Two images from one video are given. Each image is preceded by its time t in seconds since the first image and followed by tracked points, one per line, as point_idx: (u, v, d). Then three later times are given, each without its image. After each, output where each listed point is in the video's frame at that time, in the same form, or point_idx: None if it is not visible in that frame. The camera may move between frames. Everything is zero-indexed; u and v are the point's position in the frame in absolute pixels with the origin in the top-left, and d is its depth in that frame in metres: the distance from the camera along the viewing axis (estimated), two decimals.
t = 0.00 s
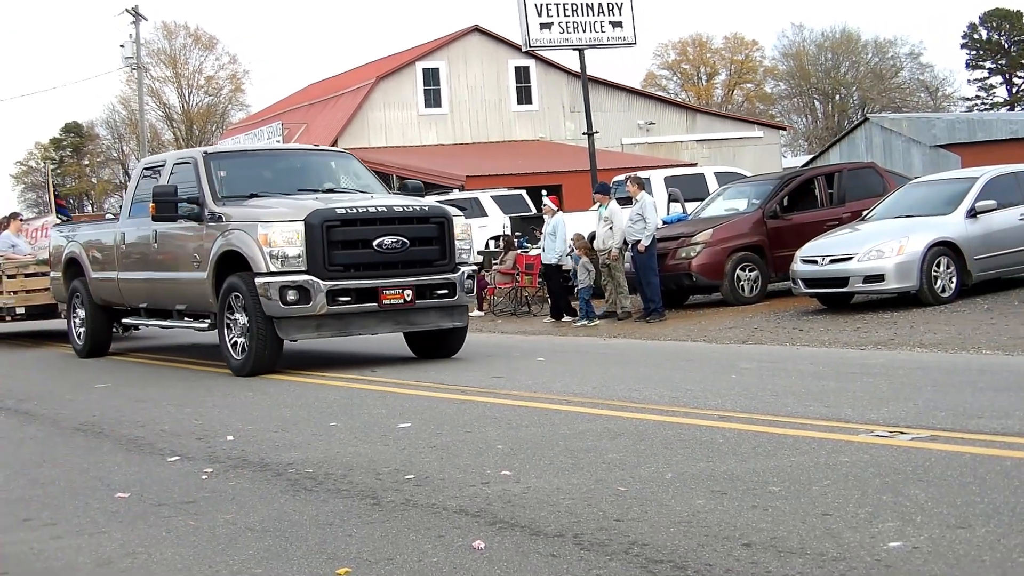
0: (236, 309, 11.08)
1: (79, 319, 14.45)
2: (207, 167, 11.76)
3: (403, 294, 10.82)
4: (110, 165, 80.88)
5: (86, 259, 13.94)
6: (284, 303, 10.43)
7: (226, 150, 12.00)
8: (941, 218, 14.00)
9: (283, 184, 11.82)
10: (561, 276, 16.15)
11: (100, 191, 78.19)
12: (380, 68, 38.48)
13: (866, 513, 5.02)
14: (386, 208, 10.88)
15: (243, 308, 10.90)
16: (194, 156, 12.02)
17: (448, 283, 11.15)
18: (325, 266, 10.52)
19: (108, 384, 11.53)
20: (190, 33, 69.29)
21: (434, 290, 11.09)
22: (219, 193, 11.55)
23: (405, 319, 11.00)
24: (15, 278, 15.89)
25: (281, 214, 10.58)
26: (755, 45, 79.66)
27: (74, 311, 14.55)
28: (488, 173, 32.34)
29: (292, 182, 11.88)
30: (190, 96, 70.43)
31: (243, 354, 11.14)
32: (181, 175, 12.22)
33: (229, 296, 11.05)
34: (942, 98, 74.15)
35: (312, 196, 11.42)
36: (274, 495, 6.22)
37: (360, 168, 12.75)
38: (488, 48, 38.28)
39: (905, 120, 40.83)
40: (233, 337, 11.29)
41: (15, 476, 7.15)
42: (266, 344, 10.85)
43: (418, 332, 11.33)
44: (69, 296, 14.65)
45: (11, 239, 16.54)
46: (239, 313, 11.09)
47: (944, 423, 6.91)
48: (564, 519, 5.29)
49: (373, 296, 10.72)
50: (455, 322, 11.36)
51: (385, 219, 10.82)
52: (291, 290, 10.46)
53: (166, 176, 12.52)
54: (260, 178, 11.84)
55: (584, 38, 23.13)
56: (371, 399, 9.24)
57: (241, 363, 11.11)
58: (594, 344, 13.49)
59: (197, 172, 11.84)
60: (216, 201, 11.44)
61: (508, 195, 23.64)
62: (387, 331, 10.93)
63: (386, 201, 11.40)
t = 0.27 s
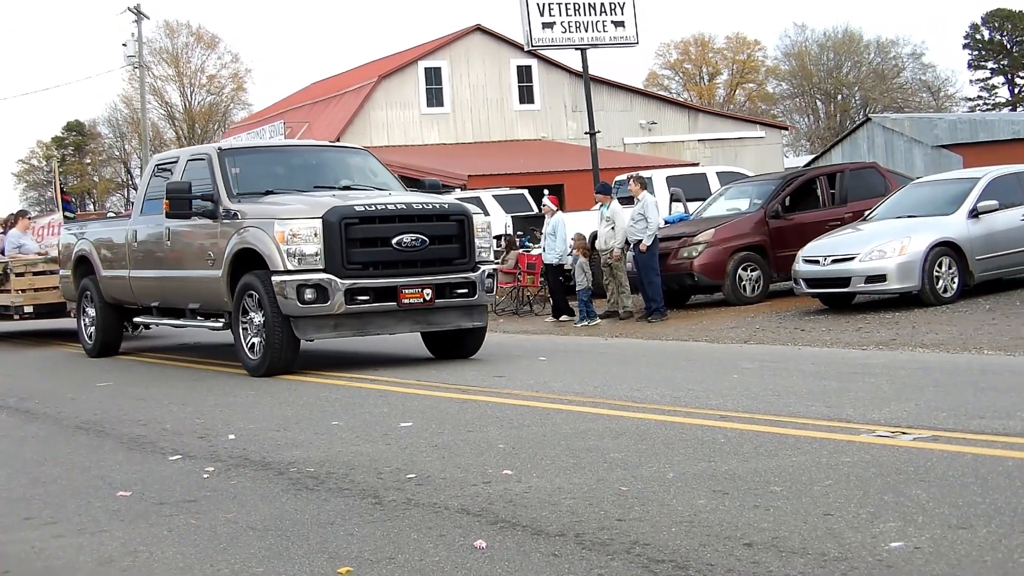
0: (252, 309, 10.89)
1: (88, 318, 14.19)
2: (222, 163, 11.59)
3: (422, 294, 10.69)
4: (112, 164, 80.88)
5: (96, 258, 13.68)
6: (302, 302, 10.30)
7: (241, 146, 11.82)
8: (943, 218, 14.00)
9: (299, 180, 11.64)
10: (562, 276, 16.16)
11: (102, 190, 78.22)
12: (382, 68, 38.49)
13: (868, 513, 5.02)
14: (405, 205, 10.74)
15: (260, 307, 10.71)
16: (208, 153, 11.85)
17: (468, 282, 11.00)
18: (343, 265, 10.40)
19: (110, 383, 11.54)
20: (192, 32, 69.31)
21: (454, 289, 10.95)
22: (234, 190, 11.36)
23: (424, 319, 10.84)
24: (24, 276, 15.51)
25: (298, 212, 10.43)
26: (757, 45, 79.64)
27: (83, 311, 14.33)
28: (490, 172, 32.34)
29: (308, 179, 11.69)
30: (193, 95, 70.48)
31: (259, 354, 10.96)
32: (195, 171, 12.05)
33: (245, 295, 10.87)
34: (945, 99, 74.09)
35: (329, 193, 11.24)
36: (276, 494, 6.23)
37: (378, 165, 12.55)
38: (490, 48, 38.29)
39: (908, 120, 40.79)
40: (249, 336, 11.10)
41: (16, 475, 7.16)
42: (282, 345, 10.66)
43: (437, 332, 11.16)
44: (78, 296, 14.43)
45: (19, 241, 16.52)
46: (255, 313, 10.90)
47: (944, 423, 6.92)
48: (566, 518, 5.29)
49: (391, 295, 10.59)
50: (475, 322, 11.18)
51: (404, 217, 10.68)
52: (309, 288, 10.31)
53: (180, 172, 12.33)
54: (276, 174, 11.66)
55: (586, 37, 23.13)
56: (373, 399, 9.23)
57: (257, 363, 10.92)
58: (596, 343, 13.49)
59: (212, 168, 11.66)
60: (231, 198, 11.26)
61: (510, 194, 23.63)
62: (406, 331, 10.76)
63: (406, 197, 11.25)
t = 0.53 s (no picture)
0: (269, 308, 10.67)
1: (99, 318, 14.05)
2: (237, 159, 11.37)
3: (442, 293, 10.47)
4: (112, 163, 80.93)
5: (107, 256, 13.55)
6: (320, 301, 10.05)
7: (256, 142, 11.60)
8: (943, 216, 13.99)
9: (316, 176, 11.42)
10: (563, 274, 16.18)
11: (103, 190, 78.30)
12: (383, 67, 38.49)
13: (869, 510, 5.02)
14: (425, 203, 10.51)
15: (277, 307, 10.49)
16: (222, 149, 11.62)
17: (488, 281, 10.79)
18: (363, 263, 10.17)
19: (112, 382, 11.53)
20: (193, 31, 69.30)
21: (474, 288, 10.74)
22: (249, 186, 11.14)
23: (444, 318, 10.64)
24: (32, 275, 15.43)
25: (315, 209, 10.22)
26: (758, 44, 79.61)
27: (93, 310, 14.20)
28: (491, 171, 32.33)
29: (325, 175, 11.47)
30: (193, 94, 70.50)
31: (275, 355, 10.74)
32: (209, 168, 11.83)
33: (261, 294, 10.65)
34: (945, 97, 74.06)
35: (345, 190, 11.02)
36: (277, 493, 6.23)
37: (395, 160, 12.33)
38: (491, 47, 38.31)
39: (908, 118, 40.77)
40: (265, 336, 10.88)
41: (17, 474, 7.17)
42: (299, 348, 10.42)
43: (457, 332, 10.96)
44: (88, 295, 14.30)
45: (27, 241, 16.53)
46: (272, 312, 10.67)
47: (944, 420, 6.92)
48: (567, 516, 5.29)
49: (411, 294, 10.36)
50: (495, 321, 10.98)
51: (423, 214, 10.45)
52: (327, 287, 10.07)
53: (193, 169, 12.12)
54: (292, 170, 11.44)
55: (586, 36, 23.13)
56: (375, 398, 9.22)
57: (272, 364, 10.70)
58: (598, 342, 13.48)
59: (227, 164, 11.44)
60: (247, 194, 11.04)
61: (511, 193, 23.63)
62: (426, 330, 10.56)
63: (425, 194, 11.03)
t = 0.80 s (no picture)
0: (285, 307, 10.47)
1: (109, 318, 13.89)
2: (251, 156, 11.17)
3: (463, 291, 10.27)
4: (113, 163, 80.98)
5: (117, 255, 13.40)
6: (339, 299, 9.85)
7: (271, 139, 11.40)
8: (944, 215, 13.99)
9: (332, 173, 11.21)
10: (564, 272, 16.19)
11: (104, 189, 78.34)
12: (383, 66, 38.49)
13: (870, 509, 5.02)
14: (445, 199, 10.26)
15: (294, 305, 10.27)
16: (236, 145, 11.42)
17: (510, 280, 10.57)
18: (383, 262, 9.95)
19: (113, 381, 11.55)
20: (194, 31, 69.32)
21: (496, 286, 10.52)
22: (264, 183, 10.95)
23: (464, 318, 10.47)
24: (39, 275, 15.41)
25: (333, 205, 10.00)
26: (759, 43, 79.60)
27: (103, 308, 14.04)
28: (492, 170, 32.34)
29: (342, 172, 11.27)
30: (194, 93, 70.53)
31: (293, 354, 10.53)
32: (223, 165, 11.63)
33: (278, 294, 10.45)
34: (946, 95, 74.06)
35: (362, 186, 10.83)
36: (277, 492, 6.23)
37: (413, 157, 12.13)
38: (491, 46, 38.31)
39: (909, 117, 40.76)
40: (281, 336, 10.68)
41: (18, 473, 7.17)
42: (316, 346, 10.21)
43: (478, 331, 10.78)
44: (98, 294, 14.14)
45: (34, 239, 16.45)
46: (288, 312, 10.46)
47: (944, 419, 6.93)
48: (567, 515, 5.29)
49: (432, 293, 10.16)
50: (517, 321, 10.79)
51: (444, 211, 10.21)
52: (346, 286, 9.87)
53: (207, 166, 11.93)
54: (309, 167, 11.24)
55: (587, 35, 23.13)
56: (375, 397, 9.21)
57: (290, 364, 10.49)
58: (599, 341, 13.48)
59: (241, 161, 11.24)
60: (262, 192, 10.84)
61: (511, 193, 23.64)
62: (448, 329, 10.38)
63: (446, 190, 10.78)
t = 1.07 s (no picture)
0: (305, 305, 10.25)
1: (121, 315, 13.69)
2: (269, 149, 10.96)
3: (488, 288, 10.02)
4: (115, 160, 81.01)
5: (130, 250, 13.22)
6: (361, 296, 9.60)
7: (289, 131, 11.19)
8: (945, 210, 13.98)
9: (351, 166, 11.00)
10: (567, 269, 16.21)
11: (106, 186, 78.41)
12: (384, 62, 38.47)
13: (872, 504, 5.02)
14: (469, 193, 10.02)
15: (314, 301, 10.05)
16: (253, 138, 11.20)
17: (535, 276, 10.32)
18: (405, 257, 9.71)
19: (114, 377, 11.56)
20: (195, 28, 69.29)
21: (521, 283, 10.27)
22: (282, 177, 10.74)
23: (490, 316, 10.18)
24: (49, 271, 15.36)
25: (354, 200, 9.76)
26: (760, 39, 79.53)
27: (115, 306, 13.85)
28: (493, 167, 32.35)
29: (361, 165, 11.05)
30: (195, 90, 70.51)
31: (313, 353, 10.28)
32: (240, 158, 11.42)
33: (297, 290, 10.23)
34: (948, 91, 73.98)
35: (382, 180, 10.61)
36: (280, 488, 6.24)
37: (433, 150, 11.92)
38: (492, 42, 38.25)
39: (910, 113, 40.72)
40: (301, 335, 10.45)
41: (21, 470, 7.18)
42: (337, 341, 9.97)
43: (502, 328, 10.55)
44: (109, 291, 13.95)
45: (43, 235, 16.38)
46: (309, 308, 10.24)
47: (944, 415, 6.93)
48: (570, 511, 5.30)
49: (456, 290, 9.92)
50: (541, 318, 10.55)
51: (468, 205, 9.97)
52: (368, 283, 9.62)
53: (223, 160, 11.71)
54: (327, 160, 11.02)
55: (588, 31, 23.12)
56: (375, 393, 9.20)
57: (310, 362, 10.24)
58: (601, 337, 13.47)
59: (259, 154, 11.02)
60: (280, 186, 10.62)
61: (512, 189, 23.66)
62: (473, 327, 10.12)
63: (469, 184, 10.55)
